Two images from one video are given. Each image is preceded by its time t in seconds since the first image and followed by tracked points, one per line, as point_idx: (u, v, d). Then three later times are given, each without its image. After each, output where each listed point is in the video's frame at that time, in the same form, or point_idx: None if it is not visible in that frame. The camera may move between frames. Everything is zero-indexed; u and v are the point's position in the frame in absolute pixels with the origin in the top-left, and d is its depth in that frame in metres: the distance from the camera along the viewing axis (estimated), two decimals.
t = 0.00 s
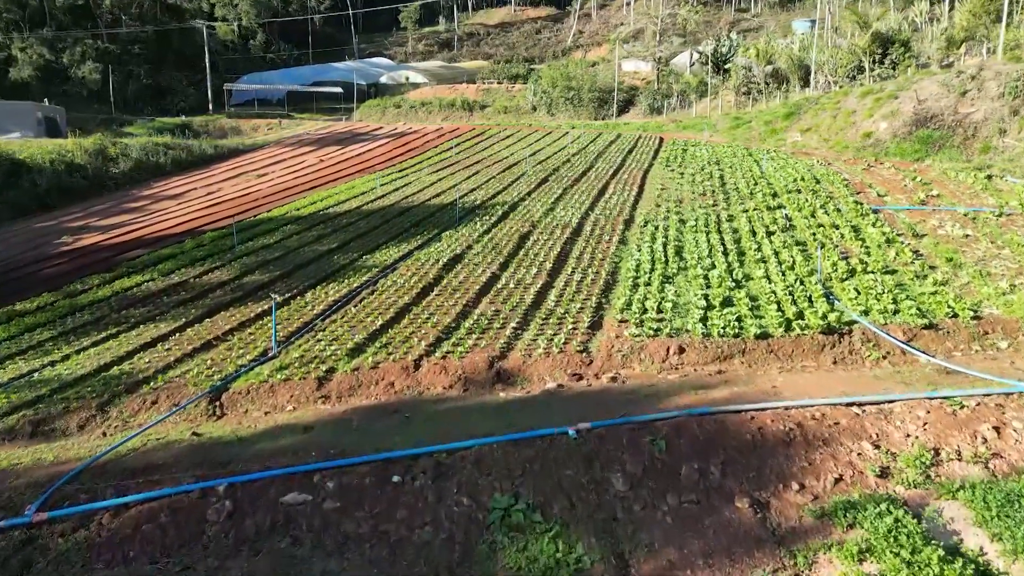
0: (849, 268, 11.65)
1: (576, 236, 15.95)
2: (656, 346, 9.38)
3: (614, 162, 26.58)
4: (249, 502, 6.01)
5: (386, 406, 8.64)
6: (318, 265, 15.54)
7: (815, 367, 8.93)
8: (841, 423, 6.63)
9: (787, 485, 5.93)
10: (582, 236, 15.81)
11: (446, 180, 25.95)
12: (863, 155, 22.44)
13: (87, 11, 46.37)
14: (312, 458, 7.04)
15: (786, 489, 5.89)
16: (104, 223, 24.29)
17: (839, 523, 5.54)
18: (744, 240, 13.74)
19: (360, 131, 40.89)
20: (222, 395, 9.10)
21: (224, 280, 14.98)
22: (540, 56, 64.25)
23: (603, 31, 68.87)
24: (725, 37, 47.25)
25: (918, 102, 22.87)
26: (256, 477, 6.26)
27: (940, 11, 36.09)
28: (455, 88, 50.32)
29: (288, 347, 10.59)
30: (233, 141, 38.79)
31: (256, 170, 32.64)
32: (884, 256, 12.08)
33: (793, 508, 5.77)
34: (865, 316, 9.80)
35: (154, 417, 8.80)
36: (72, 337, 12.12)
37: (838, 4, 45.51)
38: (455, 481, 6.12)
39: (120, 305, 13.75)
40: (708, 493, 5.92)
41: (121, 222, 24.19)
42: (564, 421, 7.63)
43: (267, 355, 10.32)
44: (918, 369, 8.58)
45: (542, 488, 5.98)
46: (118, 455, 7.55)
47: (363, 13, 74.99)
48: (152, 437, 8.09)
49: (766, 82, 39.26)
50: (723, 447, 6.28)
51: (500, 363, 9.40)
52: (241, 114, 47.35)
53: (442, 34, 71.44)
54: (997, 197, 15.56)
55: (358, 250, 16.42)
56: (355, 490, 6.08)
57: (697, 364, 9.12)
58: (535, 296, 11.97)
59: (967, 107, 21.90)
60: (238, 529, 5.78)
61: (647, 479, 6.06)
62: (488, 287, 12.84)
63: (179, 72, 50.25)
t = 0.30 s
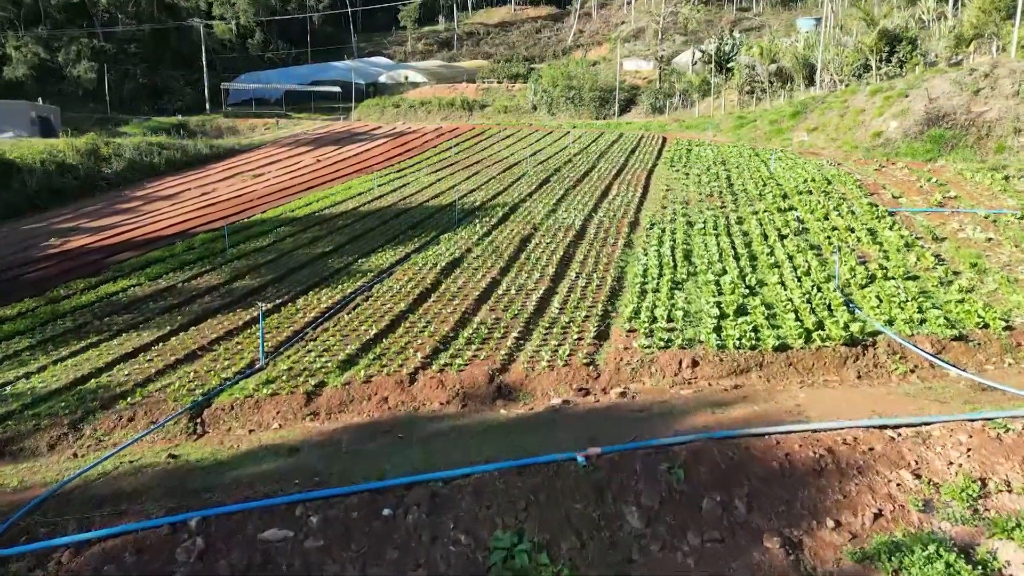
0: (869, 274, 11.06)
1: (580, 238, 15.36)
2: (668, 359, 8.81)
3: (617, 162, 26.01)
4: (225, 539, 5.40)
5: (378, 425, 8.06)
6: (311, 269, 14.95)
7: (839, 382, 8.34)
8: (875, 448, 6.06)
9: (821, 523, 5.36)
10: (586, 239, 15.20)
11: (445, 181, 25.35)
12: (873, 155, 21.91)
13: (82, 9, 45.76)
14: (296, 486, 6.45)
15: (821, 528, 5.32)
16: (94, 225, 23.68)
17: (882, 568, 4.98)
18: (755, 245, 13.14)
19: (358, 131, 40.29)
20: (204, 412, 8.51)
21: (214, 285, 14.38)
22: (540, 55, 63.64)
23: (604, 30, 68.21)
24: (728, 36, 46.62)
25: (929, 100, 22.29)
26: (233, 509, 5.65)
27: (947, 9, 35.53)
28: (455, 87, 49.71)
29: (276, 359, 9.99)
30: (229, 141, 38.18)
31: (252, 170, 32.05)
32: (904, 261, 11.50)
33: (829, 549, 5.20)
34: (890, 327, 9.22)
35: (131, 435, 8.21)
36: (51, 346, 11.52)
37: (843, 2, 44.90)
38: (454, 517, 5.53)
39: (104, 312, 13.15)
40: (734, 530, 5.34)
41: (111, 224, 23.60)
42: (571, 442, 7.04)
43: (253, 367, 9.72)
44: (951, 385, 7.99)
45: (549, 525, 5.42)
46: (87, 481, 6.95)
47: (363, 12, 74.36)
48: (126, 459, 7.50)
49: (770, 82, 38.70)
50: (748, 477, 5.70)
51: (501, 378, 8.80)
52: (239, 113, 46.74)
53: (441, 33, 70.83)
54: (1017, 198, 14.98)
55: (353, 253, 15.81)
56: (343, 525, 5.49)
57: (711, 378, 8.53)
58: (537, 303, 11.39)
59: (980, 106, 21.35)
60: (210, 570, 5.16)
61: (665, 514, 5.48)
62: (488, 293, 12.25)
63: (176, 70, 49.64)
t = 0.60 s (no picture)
0: (890, 280, 10.49)
1: (583, 242, 14.78)
2: (681, 372, 8.22)
3: (620, 162, 25.45)
4: None
5: (371, 444, 7.48)
6: (304, 274, 14.37)
7: (866, 399, 7.77)
8: (918, 479, 5.53)
9: (864, 565, 4.79)
10: (590, 242, 14.63)
11: (444, 181, 24.78)
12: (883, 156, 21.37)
13: (78, 7, 45.12)
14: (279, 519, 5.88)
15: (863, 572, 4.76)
16: (84, 226, 23.10)
17: None
18: (768, 249, 12.57)
19: (356, 130, 39.73)
20: (184, 431, 7.93)
21: (202, 291, 13.80)
22: (540, 54, 63.09)
23: (604, 29, 67.61)
24: (730, 34, 46.05)
25: (941, 99, 21.73)
26: (206, 548, 5.07)
27: (954, 7, 34.99)
28: (454, 86, 49.14)
29: (263, 371, 9.41)
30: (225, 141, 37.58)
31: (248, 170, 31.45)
32: (926, 267, 10.93)
33: None
34: (918, 338, 8.65)
35: (104, 456, 7.63)
36: (27, 356, 10.92)
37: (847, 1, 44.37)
38: (453, 559, 4.96)
39: (87, 319, 12.56)
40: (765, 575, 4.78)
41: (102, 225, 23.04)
42: (578, 466, 6.49)
43: (239, 380, 9.15)
44: (988, 402, 7.43)
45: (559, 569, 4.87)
46: (52, 510, 6.37)
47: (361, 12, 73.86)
48: (97, 484, 6.92)
49: (774, 80, 38.16)
50: (778, 513, 5.16)
51: (503, 393, 8.23)
52: (236, 112, 46.13)
53: (441, 32, 70.24)
54: None
55: (348, 257, 15.22)
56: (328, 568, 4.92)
57: (728, 394, 7.96)
58: (541, 311, 10.81)
59: (994, 104, 20.79)
60: None
61: (689, 555, 4.93)
62: (489, 299, 11.68)
63: (173, 70, 49.06)
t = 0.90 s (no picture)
0: (914, 287, 9.92)
1: (588, 245, 14.21)
2: (697, 388, 7.64)
3: (623, 162, 24.90)
4: None
5: (362, 468, 6.90)
6: (297, 278, 13.80)
7: (898, 418, 7.19)
8: (970, 517, 4.98)
9: None
10: (595, 245, 14.05)
11: (444, 182, 24.22)
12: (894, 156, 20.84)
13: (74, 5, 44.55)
14: (257, 564, 5.31)
15: None
16: (74, 228, 22.53)
17: None
18: (782, 253, 12.00)
19: (354, 130, 39.16)
20: (161, 452, 7.35)
21: (191, 296, 13.22)
22: (540, 54, 62.58)
23: (605, 29, 67.08)
24: (733, 32, 45.49)
25: (953, 98, 21.19)
26: None
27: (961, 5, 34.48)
28: (454, 85, 48.57)
29: (250, 385, 8.83)
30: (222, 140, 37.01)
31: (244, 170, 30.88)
32: (951, 273, 10.37)
33: None
34: (950, 352, 8.08)
35: (75, 480, 7.05)
36: (3, 366, 10.33)
37: None
38: None
39: (69, 326, 11.98)
40: None
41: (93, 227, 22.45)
42: (588, 498, 5.91)
43: (224, 395, 8.57)
44: None
45: None
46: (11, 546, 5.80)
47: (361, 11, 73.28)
48: (63, 514, 6.34)
49: (778, 79, 37.60)
50: (817, 556, 4.61)
51: (505, 410, 7.64)
52: (234, 112, 45.53)
53: (441, 31, 69.71)
54: None
55: (343, 260, 14.64)
56: None
57: (748, 412, 7.38)
58: (545, 320, 10.24)
59: (1009, 103, 20.23)
60: None
61: None
62: (490, 306, 11.11)
63: (170, 68, 48.48)
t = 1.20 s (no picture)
0: (942, 294, 9.36)
1: (593, 249, 13.64)
2: (716, 406, 7.06)
3: (627, 162, 24.37)
4: None
5: (352, 495, 6.31)
6: (290, 283, 13.24)
7: (935, 439, 6.62)
8: None
9: None
10: (600, 248, 13.49)
11: (443, 182, 23.68)
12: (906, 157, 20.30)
13: (69, 4, 43.98)
14: None
15: None
16: (64, 229, 21.97)
17: None
18: (797, 257, 11.46)
19: (352, 129, 38.59)
20: (135, 477, 6.78)
21: (178, 301, 12.65)
22: (540, 53, 62.00)
23: (606, 27, 66.55)
24: (737, 31, 44.95)
25: (966, 95, 20.63)
26: None
27: (969, 2, 33.92)
28: (454, 84, 48.01)
29: (234, 400, 8.25)
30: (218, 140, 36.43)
31: (239, 171, 30.28)
32: (979, 279, 9.81)
33: None
34: (985, 366, 7.53)
35: (41, 509, 6.49)
36: None
37: None
38: None
39: (49, 333, 11.42)
40: None
41: (83, 229, 21.88)
42: (601, 537, 5.34)
43: (206, 411, 7.99)
44: None
45: None
46: None
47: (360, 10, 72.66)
48: (23, 550, 5.76)
49: (783, 78, 37.04)
50: None
51: (509, 430, 7.06)
52: (231, 111, 44.95)
53: (440, 31, 69.14)
54: None
55: (338, 264, 14.06)
56: None
57: (772, 433, 6.81)
58: (550, 329, 9.68)
59: None
60: None
61: None
62: (491, 314, 10.55)
63: (167, 66, 47.89)
